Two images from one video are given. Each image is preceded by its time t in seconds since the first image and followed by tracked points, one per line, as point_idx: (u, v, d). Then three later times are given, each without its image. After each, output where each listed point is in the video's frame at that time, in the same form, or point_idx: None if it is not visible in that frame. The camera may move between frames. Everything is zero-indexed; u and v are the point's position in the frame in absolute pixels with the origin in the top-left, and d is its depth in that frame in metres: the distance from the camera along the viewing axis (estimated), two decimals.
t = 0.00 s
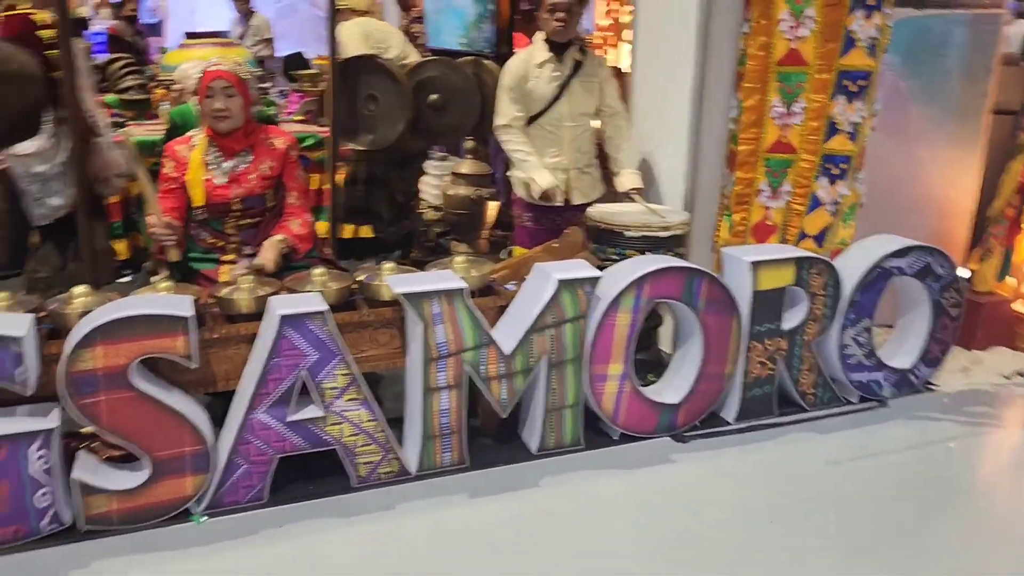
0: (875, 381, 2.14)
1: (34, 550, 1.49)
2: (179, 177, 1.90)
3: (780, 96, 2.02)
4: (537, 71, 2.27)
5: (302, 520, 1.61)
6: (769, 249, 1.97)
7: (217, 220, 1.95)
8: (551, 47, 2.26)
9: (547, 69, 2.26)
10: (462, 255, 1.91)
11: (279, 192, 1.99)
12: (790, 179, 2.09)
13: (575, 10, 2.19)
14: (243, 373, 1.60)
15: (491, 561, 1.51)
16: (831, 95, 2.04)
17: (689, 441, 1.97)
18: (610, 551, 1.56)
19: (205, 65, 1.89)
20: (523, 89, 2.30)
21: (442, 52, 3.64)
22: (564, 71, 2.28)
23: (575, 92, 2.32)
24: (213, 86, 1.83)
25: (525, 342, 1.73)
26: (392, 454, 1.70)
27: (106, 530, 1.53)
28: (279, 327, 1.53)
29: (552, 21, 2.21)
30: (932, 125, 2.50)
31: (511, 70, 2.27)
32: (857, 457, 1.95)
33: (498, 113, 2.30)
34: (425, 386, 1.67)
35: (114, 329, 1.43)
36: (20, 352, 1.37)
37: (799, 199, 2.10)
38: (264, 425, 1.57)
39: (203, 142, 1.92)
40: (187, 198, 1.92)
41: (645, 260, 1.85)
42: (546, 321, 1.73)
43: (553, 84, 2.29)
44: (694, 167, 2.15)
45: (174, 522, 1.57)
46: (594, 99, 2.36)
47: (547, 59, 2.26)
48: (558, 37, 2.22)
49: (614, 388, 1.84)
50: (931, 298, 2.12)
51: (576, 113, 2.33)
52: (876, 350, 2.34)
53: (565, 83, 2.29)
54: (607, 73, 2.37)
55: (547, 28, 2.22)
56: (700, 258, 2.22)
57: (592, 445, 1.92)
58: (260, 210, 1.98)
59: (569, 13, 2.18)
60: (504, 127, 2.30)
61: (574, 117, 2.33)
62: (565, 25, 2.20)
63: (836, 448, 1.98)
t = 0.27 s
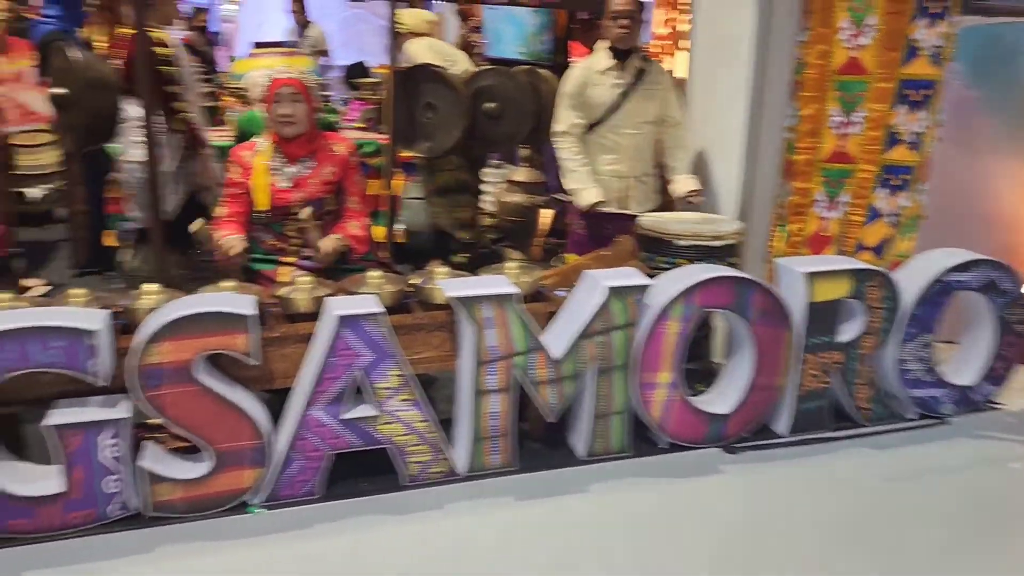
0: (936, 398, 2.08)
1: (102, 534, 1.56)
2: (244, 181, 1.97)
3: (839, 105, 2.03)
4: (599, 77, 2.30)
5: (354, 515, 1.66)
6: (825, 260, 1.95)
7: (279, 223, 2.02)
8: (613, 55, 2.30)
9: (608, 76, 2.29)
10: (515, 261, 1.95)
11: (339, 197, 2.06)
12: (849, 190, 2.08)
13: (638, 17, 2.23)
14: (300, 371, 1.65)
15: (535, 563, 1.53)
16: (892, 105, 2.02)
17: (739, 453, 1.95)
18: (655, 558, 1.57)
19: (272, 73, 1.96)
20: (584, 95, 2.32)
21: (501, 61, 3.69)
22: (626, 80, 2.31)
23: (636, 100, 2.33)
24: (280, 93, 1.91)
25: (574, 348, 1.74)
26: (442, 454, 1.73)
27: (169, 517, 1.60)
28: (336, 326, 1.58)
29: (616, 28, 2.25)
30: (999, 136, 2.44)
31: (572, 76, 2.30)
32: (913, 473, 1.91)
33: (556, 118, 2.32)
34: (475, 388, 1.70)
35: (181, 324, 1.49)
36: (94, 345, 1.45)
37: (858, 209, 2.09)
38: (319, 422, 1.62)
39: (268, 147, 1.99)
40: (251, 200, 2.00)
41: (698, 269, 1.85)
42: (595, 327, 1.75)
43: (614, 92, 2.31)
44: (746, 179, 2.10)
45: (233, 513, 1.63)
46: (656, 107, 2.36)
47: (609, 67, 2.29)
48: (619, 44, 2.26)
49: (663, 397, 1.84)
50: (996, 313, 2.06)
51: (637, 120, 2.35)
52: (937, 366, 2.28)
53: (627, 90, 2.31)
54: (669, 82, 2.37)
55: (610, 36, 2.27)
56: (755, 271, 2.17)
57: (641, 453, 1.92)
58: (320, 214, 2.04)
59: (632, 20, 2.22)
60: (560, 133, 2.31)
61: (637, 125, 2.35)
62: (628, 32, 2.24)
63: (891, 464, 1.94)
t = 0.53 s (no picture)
0: (980, 415, 2.05)
1: (148, 531, 1.61)
2: (289, 190, 2.03)
3: (881, 118, 2.00)
4: (647, 87, 2.34)
5: (391, 519, 1.68)
6: (865, 274, 1.93)
7: (323, 231, 2.06)
8: (662, 67, 2.32)
9: (655, 86, 2.33)
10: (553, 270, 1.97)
11: (381, 206, 2.10)
12: (891, 203, 2.05)
13: (689, 29, 2.25)
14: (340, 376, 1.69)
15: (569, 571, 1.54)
16: (937, 118, 1.98)
17: (776, 466, 1.94)
18: (688, 569, 1.56)
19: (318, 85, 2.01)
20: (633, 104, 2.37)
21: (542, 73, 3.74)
22: (675, 90, 2.33)
23: (685, 110, 2.35)
24: (328, 104, 1.96)
25: (610, 358, 1.75)
26: (478, 461, 1.75)
27: (212, 516, 1.64)
28: (375, 332, 1.61)
29: (666, 39, 2.25)
30: None
31: (624, 84, 2.36)
32: (955, 492, 1.88)
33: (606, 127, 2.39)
34: (511, 396, 1.72)
35: (225, 328, 1.54)
36: (144, 348, 1.49)
37: (900, 222, 2.06)
38: (359, 426, 1.65)
39: (312, 157, 2.04)
40: (296, 209, 2.06)
41: (736, 281, 1.85)
42: (631, 337, 1.75)
43: (661, 102, 2.34)
44: (789, 188, 2.15)
45: (272, 513, 1.67)
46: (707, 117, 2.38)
47: (657, 77, 2.33)
48: (669, 55, 2.26)
49: (698, 409, 1.84)
50: None
51: (686, 130, 2.36)
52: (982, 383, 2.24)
53: (676, 100, 2.34)
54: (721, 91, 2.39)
55: (660, 47, 2.28)
56: (794, 281, 2.23)
57: (677, 464, 1.92)
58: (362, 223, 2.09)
59: (683, 32, 2.23)
60: (609, 143, 2.39)
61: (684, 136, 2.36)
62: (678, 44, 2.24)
63: (933, 482, 1.91)
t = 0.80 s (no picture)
0: (992, 425, 2.04)
1: (162, 538, 1.63)
2: (303, 202, 2.06)
3: (889, 128, 2.02)
4: (666, 99, 2.35)
5: (401, 527, 1.69)
6: (876, 284, 1.94)
7: (336, 242, 2.09)
8: (681, 79, 2.33)
9: (675, 97, 2.34)
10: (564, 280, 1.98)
11: (393, 216, 2.12)
12: (900, 214, 2.05)
13: (707, 42, 2.27)
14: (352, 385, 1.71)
15: None
16: (945, 129, 1.98)
17: (787, 476, 1.94)
18: None
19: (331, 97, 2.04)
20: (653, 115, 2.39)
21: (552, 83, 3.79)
22: (693, 101, 2.34)
23: (703, 121, 2.35)
24: (341, 116, 1.99)
25: (620, 367, 1.76)
26: (489, 469, 1.76)
27: (225, 523, 1.66)
28: (386, 341, 1.63)
29: (684, 52, 2.28)
30: None
31: (642, 96, 2.38)
32: (967, 502, 1.87)
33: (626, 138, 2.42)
34: (521, 405, 1.73)
35: (239, 337, 1.56)
36: (158, 357, 1.52)
37: (909, 233, 2.06)
38: (370, 435, 1.67)
39: (325, 169, 2.07)
40: (310, 220, 2.08)
41: (746, 291, 1.85)
42: (640, 347, 1.76)
43: (681, 112, 2.35)
44: (799, 199, 2.17)
45: (285, 520, 1.69)
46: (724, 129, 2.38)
47: (676, 89, 2.34)
48: (687, 67, 2.29)
49: (708, 419, 1.84)
50: None
51: (704, 141, 2.37)
52: (995, 393, 2.23)
53: (694, 111, 2.34)
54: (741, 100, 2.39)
55: (679, 59, 2.30)
56: (805, 291, 2.24)
57: (687, 473, 1.93)
58: (375, 234, 2.11)
59: (700, 45, 2.26)
60: (629, 152, 2.40)
61: (701, 147, 2.36)
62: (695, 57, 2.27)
63: (944, 492, 1.90)
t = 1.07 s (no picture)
0: (994, 438, 2.04)
1: (165, 547, 1.64)
2: (309, 215, 2.08)
3: (889, 142, 2.03)
4: (673, 113, 2.40)
5: (403, 536, 1.70)
6: (877, 297, 1.95)
7: (340, 254, 2.10)
8: (690, 93, 2.37)
9: (683, 110, 2.38)
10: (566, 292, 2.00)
11: (398, 229, 2.14)
12: (901, 227, 2.07)
13: (717, 58, 2.28)
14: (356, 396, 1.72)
15: None
16: (945, 143, 2.00)
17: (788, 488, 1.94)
18: None
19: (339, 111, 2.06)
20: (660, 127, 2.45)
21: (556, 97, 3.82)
22: (701, 116, 2.37)
23: (709, 137, 2.37)
24: (348, 130, 2.01)
25: (621, 378, 1.77)
26: (491, 480, 1.77)
27: (228, 532, 1.67)
28: (390, 351, 1.65)
29: (695, 67, 2.31)
30: None
31: (651, 108, 2.44)
32: (969, 515, 1.87)
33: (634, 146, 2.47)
34: (523, 416, 1.75)
35: (244, 347, 1.58)
36: (165, 367, 1.54)
37: (911, 245, 2.08)
38: (373, 445, 1.68)
39: (331, 182, 2.08)
40: (315, 233, 2.10)
41: (748, 304, 1.86)
42: (642, 358, 1.77)
43: (686, 126, 2.38)
44: (800, 212, 2.18)
45: (287, 530, 1.70)
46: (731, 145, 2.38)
47: (685, 103, 2.38)
48: (696, 83, 2.32)
49: (709, 430, 1.85)
50: None
51: (710, 156, 2.39)
52: (997, 406, 2.23)
53: (700, 126, 2.36)
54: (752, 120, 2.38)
55: (688, 74, 2.33)
56: (806, 303, 2.25)
57: (689, 485, 1.93)
58: (379, 246, 2.13)
59: (711, 60, 2.27)
60: (636, 161, 2.44)
61: (706, 161, 2.39)
62: (705, 71, 2.29)
63: (946, 505, 1.90)
